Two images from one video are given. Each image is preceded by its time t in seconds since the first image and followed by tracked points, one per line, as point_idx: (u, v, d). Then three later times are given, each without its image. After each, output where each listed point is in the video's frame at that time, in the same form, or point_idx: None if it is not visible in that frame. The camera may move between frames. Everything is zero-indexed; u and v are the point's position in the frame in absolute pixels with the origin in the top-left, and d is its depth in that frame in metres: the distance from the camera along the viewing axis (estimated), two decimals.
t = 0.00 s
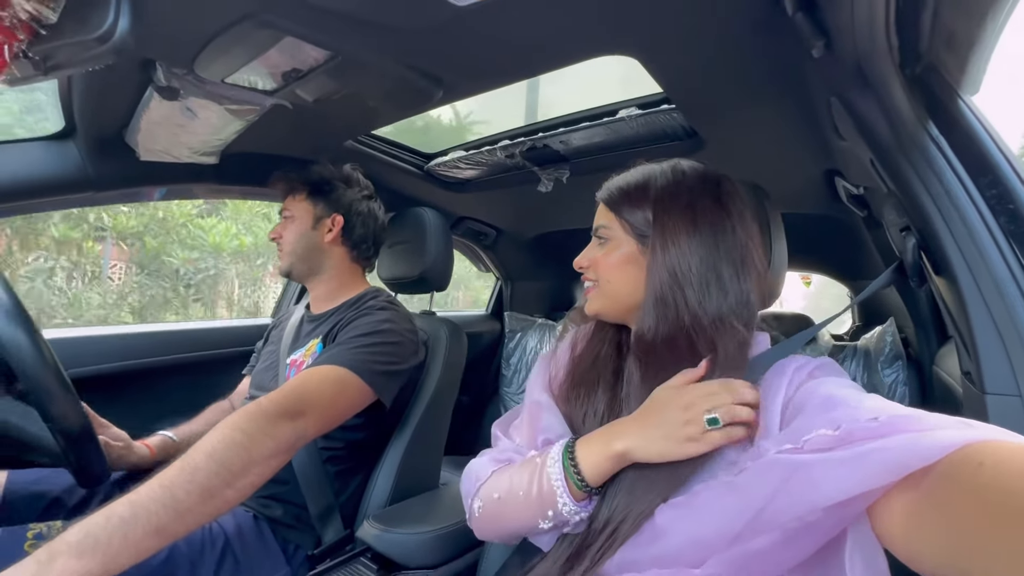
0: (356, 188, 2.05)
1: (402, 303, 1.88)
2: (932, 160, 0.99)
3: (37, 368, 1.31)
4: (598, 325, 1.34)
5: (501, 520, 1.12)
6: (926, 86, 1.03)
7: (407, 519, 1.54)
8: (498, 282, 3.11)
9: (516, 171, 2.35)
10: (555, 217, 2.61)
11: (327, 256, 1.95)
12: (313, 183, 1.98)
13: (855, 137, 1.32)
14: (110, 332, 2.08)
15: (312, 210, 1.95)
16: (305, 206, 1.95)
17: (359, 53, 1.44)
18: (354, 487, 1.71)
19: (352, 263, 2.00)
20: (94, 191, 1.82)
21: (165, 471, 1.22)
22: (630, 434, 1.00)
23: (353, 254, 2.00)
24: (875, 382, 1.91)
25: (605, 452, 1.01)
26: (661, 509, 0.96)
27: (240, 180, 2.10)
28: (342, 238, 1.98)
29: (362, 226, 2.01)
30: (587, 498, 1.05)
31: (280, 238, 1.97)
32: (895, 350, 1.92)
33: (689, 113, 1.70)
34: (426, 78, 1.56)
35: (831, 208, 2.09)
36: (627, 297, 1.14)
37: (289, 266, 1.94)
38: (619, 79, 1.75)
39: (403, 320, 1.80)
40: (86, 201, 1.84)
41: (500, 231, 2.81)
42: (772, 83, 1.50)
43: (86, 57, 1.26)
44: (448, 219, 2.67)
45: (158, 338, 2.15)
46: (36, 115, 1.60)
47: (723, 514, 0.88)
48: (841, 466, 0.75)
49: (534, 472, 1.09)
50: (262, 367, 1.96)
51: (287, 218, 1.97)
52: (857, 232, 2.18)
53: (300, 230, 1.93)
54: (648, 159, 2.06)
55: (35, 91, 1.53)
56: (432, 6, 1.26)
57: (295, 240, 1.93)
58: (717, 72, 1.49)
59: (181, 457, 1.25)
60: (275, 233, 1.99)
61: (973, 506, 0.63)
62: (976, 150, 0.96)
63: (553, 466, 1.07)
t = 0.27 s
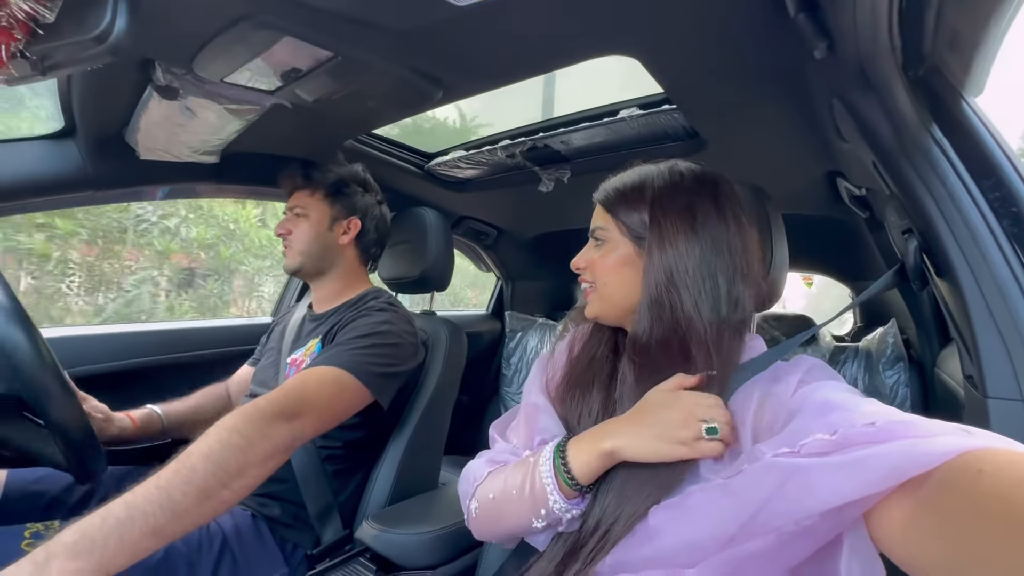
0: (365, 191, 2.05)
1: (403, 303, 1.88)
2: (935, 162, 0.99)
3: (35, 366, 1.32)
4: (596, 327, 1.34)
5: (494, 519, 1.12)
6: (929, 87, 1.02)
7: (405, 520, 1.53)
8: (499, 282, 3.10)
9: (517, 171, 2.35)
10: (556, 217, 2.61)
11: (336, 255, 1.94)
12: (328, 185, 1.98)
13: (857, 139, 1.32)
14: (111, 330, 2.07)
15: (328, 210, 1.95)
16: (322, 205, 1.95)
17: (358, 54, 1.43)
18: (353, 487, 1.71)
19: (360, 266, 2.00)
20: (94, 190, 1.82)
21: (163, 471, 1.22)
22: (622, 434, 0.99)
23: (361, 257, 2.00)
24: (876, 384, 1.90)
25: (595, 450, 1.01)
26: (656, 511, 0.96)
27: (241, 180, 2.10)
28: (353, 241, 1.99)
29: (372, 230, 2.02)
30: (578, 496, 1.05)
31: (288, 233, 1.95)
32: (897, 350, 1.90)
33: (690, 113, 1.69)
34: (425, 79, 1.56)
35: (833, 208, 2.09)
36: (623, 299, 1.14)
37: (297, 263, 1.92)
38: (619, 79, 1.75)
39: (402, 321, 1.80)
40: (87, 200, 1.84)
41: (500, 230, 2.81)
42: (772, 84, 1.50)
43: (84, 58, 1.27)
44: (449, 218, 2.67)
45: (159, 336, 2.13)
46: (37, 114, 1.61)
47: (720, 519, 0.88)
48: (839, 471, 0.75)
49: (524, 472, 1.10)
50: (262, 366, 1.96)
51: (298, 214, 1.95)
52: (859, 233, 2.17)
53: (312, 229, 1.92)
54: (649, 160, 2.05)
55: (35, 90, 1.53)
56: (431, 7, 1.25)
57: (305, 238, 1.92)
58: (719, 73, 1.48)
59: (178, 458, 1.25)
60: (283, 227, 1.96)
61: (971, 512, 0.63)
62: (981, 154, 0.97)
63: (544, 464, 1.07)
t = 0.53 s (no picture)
0: (377, 197, 2.06)
1: (405, 304, 1.88)
2: (936, 167, 0.99)
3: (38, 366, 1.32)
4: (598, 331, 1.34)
5: (495, 526, 1.13)
6: (930, 92, 1.02)
7: (407, 521, 1.54)
8: (500, 283, 3.10)
9: (518, 173, 2.35)
10: (557, 218, 2.61)
11: (346, 257, 1.95)
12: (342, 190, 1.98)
13: (858, 143, 1.32)
14: (118, 332, 2.03)
15: (339, 213, 1.95)
16: (333, 208, 1.95)
17: (360, 57, 1.44)
18: (354, 488, 1.72)
19: (367, 269, 2.00)
20: (97, 191, 1.83)
21: (166, 473, 1.22)
22: (625, 453, 1.00)
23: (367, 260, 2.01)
24: (877, 386, 1.90)
25: (599, 470, 1.01)
26: (659, 516, 0.96)
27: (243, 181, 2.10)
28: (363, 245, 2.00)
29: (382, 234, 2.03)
30: (580, 513, 1.05)
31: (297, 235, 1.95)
32: (898, 353, 1.91)
33: (691, 116, 1.69)
34: (427, 81, 1.56)
35: (834, 210, 2.09)
36: (624, 305, 1.15)
37: (305, 266, 1.92)
38: (621, 82, 1.75)
39: (405, 323, 1.80)
40: (89, 201, 1.84)
41: (502, 232, 2.81)
42: (774, 86, 1.50)
43: (88, 62, 1.27)
44: (450, 220, 2.68)
45: (160, 333, 2.11)
46: (40, 116, 1.61)
47: (720, 522, 0.88)
48: (840, 476, 0.75)
49: (528, 483, 1.10)
50: (264, 365, 1.97)
51: (310, 216, 1.95)
52: (861, 236, 2.17)
53: (323, 233, 1.93)
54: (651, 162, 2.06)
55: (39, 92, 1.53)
56: (434, 10, 1.26)
57: (316, 242, 1.92)
58: (721, 76, 1.48)
59: (181, 460, 1.25)
60: (292, 229, 1.96)
61: (973, 518, 0.64)
62: (981, 158, 0.97)
63: (548, 480, 1.07)
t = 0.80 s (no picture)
0: (380, 199, 2.06)
1: (404, 304, 1.88)
2: (937, 163, 0.99)
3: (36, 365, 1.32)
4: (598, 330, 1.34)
5: (494, 526, 1.13)
6: (932, 89, 1.02)
7: (407, 519, 1.54)
8: (500, 282, 3.10)
9: (517, 171, 2.35)
10: (557, 217, 2.61)
11: (348, 258, 1.95)
12: (346, 190, 1.99)
13: (859, 141, 1.32)
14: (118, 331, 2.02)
15: (344, 215, 1.96)
16: (337, 209, 1.96)
17: (359, 56, 1.43)
18: (352, 488, 1.71)
19: (367, 270, 2.01)
20: (96, 191, 1.82)
21: (166, 473, 1.22)
22: (619, 452, 0.99)
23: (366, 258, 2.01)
24: (878, 384, 1.90)
25: (595, 470, 1.01)
26: (655, 512, 0.95)
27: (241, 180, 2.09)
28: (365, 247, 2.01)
29: (386, 237, 2.04)
30: (577, 513, 1.05)
31: (298, 233, 1.96)
32: (898, 351, 1.91)
33: (691, 113, 1.69)
34: (426, 80, 1.56)
35: (834, 208, 2.09)
36: (624, 303, 1.14)
37: (305, 264, 1.92)
38: (620, 80, 1.75)
39: (403, 323, 1.80)
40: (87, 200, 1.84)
41: (501, 230, 2.81)
42: (774, 84, 1.50)
43: (85, 61, 1.26)
44: (450, 219, 2.68)
45: (158, 334, 2.09)
46: (38, 116, 1.61)
47: (718, 517, 0.88)
48: (837, 472, 0.75)
49: (526, 484, 1.10)
50: (264, 365, 1.96)
51: (312, 214, 1.95)
52: (862, 233, 2.17)
53: (326, 232, 1.93)
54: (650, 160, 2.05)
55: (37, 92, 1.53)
56: (432, 9, 1.25)
57: (318, 241, 1.92)
58: (720, 74, 1.48)
59: (180, 460, 1.25)
60: (294, 227, 1.96)
61: (974, 514, 0.65)
62: (982, 155, 0.97)
63: (544, 480, 1.07)
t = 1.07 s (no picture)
0: (384, 203, 2.06)
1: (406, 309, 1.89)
2: (930, 170, 0.99)
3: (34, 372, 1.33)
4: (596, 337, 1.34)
5: (495, 531, 1.14)
6: (925, 96, 1.02)
7: (406, 524, 1.54)
8: (500, 284, 3.11)
9: (516, 175, 2.36)
10: (556, 220, 2.62)
11: (350, 261, 1.96)
12: (351, 195, 1.99)
13: (854, 146, 1.33)
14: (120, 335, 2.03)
15: (349, 217, 1.97)
16: (342, 212, 1.96)
17: (356, 63, 1.44)
18: (352, 492, 1.72)
19: (369, 274, 2.01)
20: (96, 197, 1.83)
21: (167, 480, 1.23)
22: (620, 456, 1.00)
23: (370, 262, 2.02)
24: (877, 387, 1.90)
25: (595, 474, 1.01)
26: (655, 519, 0.96)
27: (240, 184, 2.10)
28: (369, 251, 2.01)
29: (388, 241, 2.05)
30: (578, 517, 1.06)
31: (303, 236, 1.96)
32: (897, 354, 1.91)
33: (687, 118, 1.70)
34: (423, 86, 1.57)
35: (833, 211, 2.09)
36: (622, 309, 1.15)
37: (309, 267, 1.92)
38: (617, 85, 1.75)
39: (406, 328, 1.80)
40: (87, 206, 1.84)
41: (501, 233, 2.82)
42: (771, 89, 1.50)
43: (83, 71, 1.27)
44: (449, 222, 2.68)
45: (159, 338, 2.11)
46: (37, 122, 1.62)
47: (716, 525, 0.88)
48: (832, 480, 0.76)
49: (527, 489, 1.10)
50: (263, 369, 1.96)
51: (317, 217, 1.95)
52: (859, 236, 2.17)
53: (331, 235, 1.93)
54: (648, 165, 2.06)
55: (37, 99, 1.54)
56: (428, 16, 1.26)
57: (322, 245, 1.93)
58: (718, 79, 1.49)
59: (183, 467, 1.25)
60: (298, 229, 1.96)
61: (966, 519, 0.64)
62: (975, 161, 0.97)
63: (545, 485, 1.08)
